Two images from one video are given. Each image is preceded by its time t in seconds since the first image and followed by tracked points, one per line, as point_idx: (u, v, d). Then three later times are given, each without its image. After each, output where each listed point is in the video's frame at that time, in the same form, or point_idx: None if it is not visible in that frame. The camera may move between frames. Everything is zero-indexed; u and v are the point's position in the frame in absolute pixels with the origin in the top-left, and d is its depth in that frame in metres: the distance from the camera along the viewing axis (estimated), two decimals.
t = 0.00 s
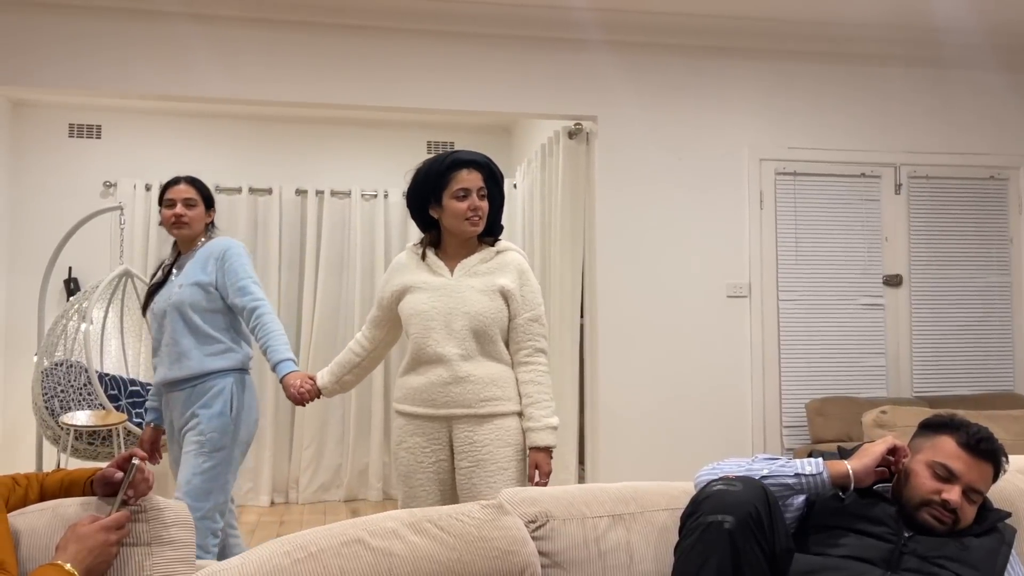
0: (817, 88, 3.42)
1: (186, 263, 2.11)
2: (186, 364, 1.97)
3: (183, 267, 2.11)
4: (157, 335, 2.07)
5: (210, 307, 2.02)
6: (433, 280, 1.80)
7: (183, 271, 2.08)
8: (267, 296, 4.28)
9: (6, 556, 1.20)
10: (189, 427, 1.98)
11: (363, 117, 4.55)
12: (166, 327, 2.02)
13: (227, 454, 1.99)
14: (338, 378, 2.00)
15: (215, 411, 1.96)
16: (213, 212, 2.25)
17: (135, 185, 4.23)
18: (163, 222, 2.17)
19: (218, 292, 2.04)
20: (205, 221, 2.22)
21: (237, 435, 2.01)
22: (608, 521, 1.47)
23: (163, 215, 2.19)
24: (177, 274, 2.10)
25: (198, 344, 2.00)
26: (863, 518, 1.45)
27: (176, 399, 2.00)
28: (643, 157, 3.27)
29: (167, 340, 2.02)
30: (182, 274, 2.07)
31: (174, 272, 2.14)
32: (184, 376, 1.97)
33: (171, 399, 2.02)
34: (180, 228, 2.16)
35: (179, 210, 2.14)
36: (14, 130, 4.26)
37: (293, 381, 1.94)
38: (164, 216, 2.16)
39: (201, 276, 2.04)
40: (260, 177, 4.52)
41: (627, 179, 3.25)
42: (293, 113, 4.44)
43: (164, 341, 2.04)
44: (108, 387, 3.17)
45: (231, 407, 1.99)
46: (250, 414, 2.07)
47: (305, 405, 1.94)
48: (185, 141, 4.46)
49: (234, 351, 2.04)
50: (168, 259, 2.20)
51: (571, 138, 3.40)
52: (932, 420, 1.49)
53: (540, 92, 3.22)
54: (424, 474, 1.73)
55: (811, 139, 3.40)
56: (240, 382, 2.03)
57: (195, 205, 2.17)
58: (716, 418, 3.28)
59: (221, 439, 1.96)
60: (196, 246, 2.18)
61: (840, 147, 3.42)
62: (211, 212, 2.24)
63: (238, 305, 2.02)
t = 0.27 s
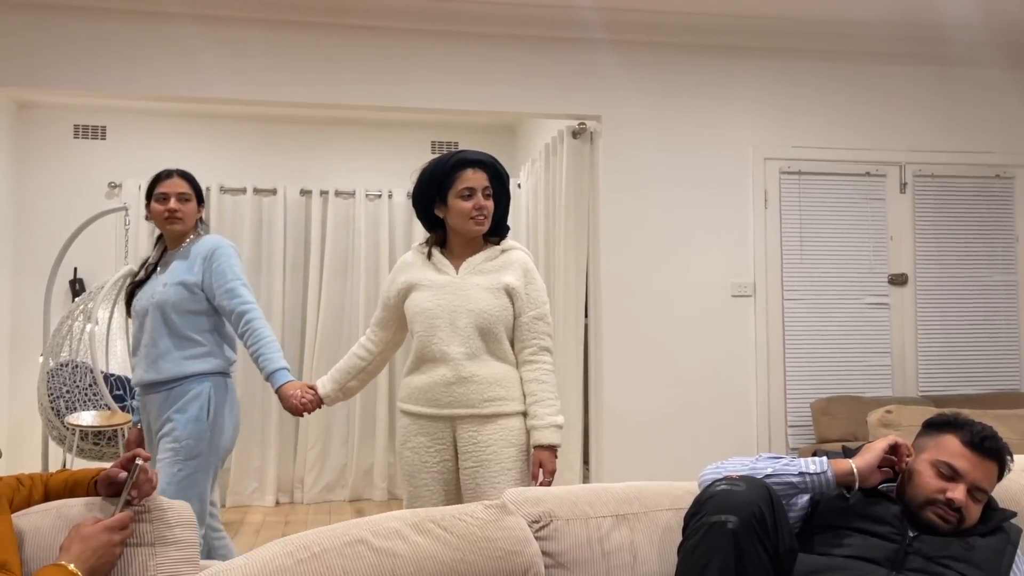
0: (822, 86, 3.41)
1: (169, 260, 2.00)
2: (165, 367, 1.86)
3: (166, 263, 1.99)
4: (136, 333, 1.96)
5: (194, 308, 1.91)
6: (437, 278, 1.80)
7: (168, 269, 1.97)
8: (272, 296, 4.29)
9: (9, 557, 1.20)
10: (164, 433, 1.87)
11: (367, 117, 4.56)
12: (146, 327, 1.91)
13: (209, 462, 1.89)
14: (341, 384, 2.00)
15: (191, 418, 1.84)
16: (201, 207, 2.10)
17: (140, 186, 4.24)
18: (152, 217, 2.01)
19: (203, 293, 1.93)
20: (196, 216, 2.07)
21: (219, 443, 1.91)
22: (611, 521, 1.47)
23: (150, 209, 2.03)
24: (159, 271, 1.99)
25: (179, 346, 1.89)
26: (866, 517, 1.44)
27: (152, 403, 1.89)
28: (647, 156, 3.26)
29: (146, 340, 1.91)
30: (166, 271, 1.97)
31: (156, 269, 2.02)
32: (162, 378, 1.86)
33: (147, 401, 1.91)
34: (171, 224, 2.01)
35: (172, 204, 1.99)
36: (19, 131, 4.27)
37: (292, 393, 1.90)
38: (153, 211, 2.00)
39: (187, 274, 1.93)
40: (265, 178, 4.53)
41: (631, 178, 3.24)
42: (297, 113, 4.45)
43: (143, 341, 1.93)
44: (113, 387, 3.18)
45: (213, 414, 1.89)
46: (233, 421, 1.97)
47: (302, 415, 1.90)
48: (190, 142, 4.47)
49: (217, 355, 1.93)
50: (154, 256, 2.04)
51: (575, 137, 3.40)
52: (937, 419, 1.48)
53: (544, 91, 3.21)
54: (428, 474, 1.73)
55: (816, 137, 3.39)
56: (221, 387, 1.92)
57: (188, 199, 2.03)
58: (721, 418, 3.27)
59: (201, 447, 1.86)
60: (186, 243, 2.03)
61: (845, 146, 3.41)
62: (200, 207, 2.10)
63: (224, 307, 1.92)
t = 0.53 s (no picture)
0: (828, 85, 3.40)
1: (161, 256, 1.88)
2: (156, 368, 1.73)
3: (158, 260, 1.87)
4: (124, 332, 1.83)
5: (192, 307, 1.81)
6: (449, 277, 1.80)
7: (162, 265, 1.85)
8: (279, 297, 4.30)
9: (20, 557, 1.21)
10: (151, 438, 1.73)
11: (373, 118, 4.57)
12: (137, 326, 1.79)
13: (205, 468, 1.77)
14: (348, 388, 1.97)
15: (185, 423, 1.73)
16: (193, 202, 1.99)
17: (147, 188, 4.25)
18: (146, 212, 1.89)
19: (201, 293, 1.83)
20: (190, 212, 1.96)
21: (215, 449, 1.79)
22: (619, 520, 1.47)
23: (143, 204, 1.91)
24: (151, 267, 1.87)
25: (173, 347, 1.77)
26: (872, 516, 1.44)
27: (139, 406, 1.75)
28: (652, 156, 3.26)
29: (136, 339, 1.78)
30: (159, 267, 1.85)
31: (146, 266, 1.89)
32: (153, 380, 1.72)
33: (132, 405, 1.77)
34: (167, 220, 1.89)
35: (169, 200, 1.88)
36: (27, 133, 4.29)
37: (296, 395, 1.87)
38: (148, 206, 1.89)
39: (184, 272, 1.83)
40: (271, 179, 4.54)
41: (637, 178, 3.24)
42: (303, 115, 4.46)
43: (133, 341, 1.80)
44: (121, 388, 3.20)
45: (209, 417, 1.78)
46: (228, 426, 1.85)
47: (307, 418, 1.89)
48: (196, 143, 4.49)
49: (213, 357, 1.82)
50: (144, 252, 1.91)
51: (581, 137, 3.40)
52: (944, 418, 1.47)
53: (549, 91, 3.22)
54: (439, 475, 1.73)
55: (821, 136, 3.39)
56: (216, 390, 1.81)
57: (183, 195, 1.92)
58: (728, 417, 3.27)
59: (197, 451, 1.75)
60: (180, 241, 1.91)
61: (851, 145, 3.40)
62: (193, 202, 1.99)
63: (224, 307, 1.82)
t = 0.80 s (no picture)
0: (835, 84, 3.39)
1: (153, 253, 1.78)
2: (172, 369, 1.67)
3: (152, 257, 1.77)
4: (118, 333, 1.72)
5: (199, 307, 1.75)
6: (464, 278, 1.80)
7: (160, 263, 1.76)
8: (287, 298, 4.31)
9: (31, 556, 1.22)
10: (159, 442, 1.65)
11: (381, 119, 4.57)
12: (143, 326, 1.70)
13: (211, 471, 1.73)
14: (357, 385, 1.97)
15: (201, 426, 1.69)
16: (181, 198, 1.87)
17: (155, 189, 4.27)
18: (137, 210, 1.76)
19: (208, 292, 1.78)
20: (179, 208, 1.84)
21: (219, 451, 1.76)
22: (628, 520, 1.47)
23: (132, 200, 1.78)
24: (141, 265, 1.77)
25: (184, 347, 1.71)
26: (882, 516, 1.44)
27: (144, 410, 1.66)
28: (659, 156, 3.26)
29: (141, 340, 1.70)
30: (157, 265, 1.76)
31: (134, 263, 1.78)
32: (170, 382, 1.66)
33: (132, 409, 1.68)
34: (161, 219, 1.77)
35: (163, 197, 1.76)
36: (36, 135, 4.31)
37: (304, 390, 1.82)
38: (141, 204, 1.76)
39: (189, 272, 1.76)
40: (279, 180, 4.55)
41: (644, 178, 3.24)
42: (311, 116, 4.47)
43: (135, 342, 1.70)
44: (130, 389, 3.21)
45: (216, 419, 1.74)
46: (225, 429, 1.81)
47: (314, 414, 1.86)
48: (204, 145, 4.50)
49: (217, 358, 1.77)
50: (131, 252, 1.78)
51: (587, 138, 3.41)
52: (946, 416, 1.47)
53: (555, 91, 3.22)
54: (452, 475, 1.73)
55: (828, 136, 3.38)
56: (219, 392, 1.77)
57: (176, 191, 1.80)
58: (736, 417, 3.26)
59: (207, 453, 1.71)
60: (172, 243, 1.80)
61: (859, 144, 3.40)
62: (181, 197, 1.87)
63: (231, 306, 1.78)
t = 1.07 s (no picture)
0: (844, 84, 3.38)
1: (134, 252, 1.75)
2: (171, 369, 1.68)
3: (135, 255, 1.75)
4: (104, 333, 1.69)
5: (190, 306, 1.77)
6: (480, 279, 1.80)
7: (145, 262, 1.74)
8: (296, 299, 4.32)
9: (44, 556, 1.22)
10: (156, 442, 1.66)
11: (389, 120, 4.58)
12: (137, 326, 1.69)
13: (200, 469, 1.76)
14: (364, 374, 1.99)
15: (197, 424, 1.72)
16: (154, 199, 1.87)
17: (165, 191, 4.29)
18: (118, 207, 1.74)
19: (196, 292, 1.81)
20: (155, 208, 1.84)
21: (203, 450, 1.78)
22: (637, 521, 1.47)
23: (111, 197, 1.76)
24: (121, 263, 1.73)
25: (179, 347, 1.73)
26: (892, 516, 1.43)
27: (141, 410, 1.66)
28: (667, 156, 3.26)
29: (132, 341, 1.69)
30: (143, 264, 1.74)
31: (112, 261, 1.74)
32: (171, 381, 1.68)
33: (123, 410, 1.66)
34: (142, 217, 1.76)
35: (147, 194, 1.76)
36: (47, 138, 4.34)
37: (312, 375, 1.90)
38: (124, 201, 1.74)
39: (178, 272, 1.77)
40: (288, 182, 4.56)
41: (651, 178, 3.24)
42: (319, 117, 4.48)
43: (127, 342, 1.68)
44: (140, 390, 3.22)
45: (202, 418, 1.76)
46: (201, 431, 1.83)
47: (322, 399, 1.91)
48: (213, 146, 4.52)
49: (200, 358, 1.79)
50: (105, 249, 1.75)
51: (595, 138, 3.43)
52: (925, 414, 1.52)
53: (563, 92, 3.22)
54: (464, 475, 1.74)
55: (837, 135, 3.37)
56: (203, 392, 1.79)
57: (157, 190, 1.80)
58: (745, 418, 3.25)
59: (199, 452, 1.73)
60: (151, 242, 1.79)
61: (868, 144, 3.39)
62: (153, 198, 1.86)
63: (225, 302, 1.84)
